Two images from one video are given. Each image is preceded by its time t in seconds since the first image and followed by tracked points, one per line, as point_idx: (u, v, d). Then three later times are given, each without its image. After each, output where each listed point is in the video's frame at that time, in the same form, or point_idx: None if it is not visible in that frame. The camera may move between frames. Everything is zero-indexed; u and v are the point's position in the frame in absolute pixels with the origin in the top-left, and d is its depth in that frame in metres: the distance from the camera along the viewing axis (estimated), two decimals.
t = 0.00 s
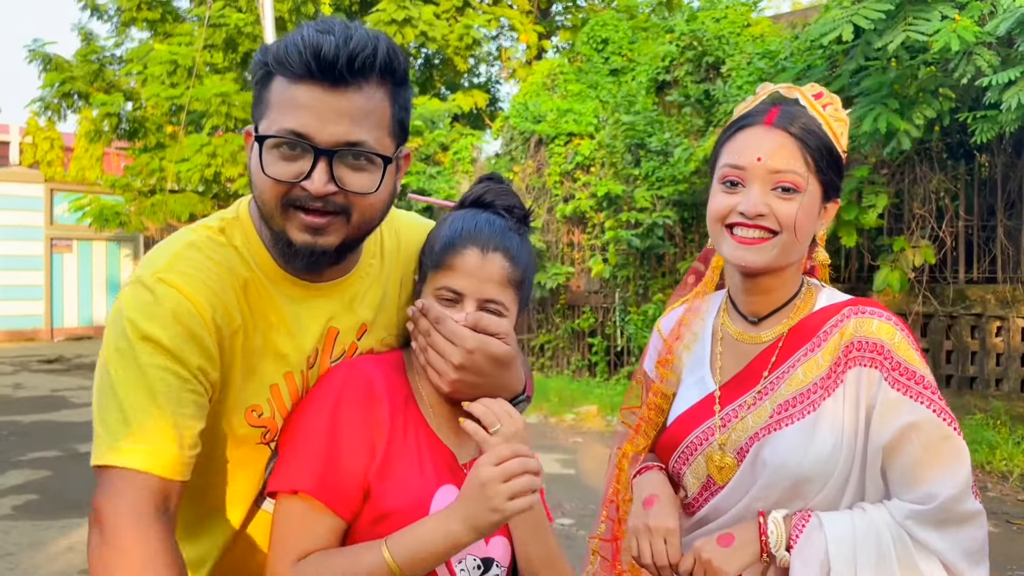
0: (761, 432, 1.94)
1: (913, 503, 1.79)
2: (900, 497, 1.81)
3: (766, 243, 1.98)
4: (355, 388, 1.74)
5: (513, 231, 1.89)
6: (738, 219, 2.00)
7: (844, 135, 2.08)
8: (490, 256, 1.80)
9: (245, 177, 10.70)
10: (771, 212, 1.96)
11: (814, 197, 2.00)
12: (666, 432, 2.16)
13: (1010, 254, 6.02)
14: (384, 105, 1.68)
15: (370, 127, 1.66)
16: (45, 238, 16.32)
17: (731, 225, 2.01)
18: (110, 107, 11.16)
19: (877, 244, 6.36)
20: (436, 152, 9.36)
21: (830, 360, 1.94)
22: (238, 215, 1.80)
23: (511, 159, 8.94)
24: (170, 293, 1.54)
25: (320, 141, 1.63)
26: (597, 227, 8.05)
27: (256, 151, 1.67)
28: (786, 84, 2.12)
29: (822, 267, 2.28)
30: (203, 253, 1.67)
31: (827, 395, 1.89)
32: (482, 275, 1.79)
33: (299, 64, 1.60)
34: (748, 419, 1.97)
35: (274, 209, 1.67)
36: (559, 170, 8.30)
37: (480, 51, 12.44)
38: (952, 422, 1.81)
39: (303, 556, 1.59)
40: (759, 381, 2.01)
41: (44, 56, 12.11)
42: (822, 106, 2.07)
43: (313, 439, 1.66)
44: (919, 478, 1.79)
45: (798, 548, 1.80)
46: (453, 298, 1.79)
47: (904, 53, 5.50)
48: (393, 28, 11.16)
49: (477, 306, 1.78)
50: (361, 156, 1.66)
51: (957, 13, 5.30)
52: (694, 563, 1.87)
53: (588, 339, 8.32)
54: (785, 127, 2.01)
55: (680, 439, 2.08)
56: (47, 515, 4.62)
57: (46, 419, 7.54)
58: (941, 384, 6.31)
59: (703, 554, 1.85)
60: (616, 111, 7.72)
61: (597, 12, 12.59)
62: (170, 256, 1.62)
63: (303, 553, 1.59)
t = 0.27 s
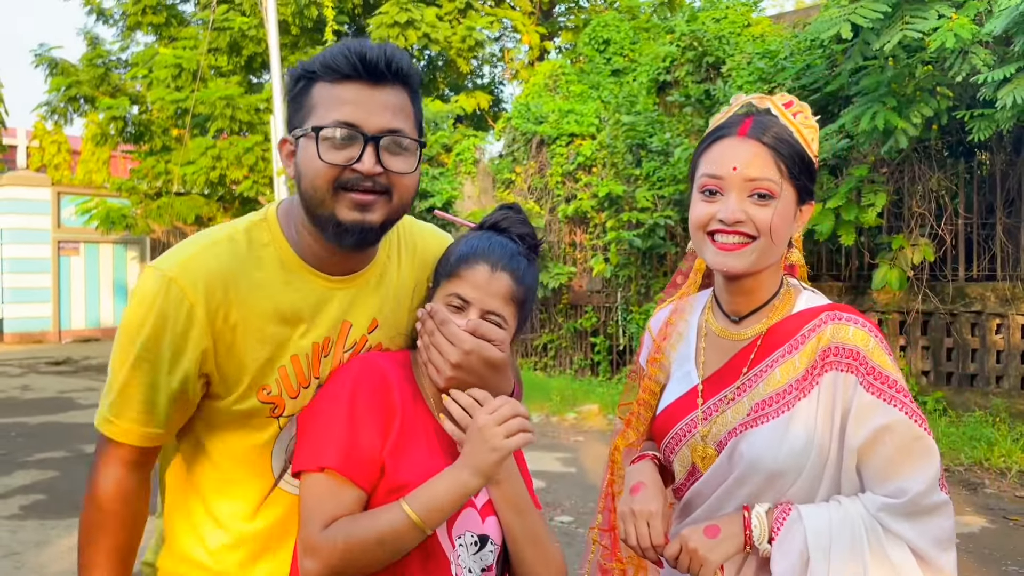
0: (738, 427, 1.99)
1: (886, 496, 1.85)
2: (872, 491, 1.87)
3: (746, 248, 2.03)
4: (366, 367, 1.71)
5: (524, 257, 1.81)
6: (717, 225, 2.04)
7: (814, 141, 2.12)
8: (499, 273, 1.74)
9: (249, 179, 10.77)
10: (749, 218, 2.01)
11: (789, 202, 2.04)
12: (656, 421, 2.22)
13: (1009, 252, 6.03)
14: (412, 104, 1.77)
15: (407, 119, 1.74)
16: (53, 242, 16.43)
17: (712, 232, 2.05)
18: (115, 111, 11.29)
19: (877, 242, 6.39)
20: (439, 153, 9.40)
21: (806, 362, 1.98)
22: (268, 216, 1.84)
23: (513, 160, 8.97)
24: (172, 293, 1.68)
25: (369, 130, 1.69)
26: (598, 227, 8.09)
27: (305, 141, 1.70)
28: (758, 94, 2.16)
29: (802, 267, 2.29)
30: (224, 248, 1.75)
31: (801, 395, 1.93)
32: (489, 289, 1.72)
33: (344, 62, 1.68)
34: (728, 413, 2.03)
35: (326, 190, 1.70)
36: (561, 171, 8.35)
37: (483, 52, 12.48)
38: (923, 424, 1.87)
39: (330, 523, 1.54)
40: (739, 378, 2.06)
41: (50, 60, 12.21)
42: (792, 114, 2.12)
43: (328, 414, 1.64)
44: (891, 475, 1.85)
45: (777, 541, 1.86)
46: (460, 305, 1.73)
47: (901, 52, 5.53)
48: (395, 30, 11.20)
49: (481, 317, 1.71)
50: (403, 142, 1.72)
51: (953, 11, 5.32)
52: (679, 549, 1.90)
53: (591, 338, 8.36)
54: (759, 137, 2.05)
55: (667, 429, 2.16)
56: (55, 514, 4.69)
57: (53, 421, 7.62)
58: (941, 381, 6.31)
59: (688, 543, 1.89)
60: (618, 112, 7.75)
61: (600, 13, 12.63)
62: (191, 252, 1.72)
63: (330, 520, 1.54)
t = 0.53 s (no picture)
0: (722, 413, 2.01)
1: (869, 485, 1.88)
2: (854, 481, 1.90)
3: (736, 244, 2.04)
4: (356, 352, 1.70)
5: (477, 228, 1.72)
6: (709, 224, 2.04)
7: (803, 141, 2.15)
8: (442, 243, 1.66)
9: (255, 180, 10.82)
10: (739, 216, 2.02)
11: (778, 200, 2.06)
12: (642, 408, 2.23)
13: (1013, 250, 6.00)
14: (365, 78, 1.91)
15: (365, 87, 1.88)
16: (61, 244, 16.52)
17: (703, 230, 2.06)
18: (123, 113, 11.27)
19: (880, 240, 6.38)
20: (444, 153, 9.41)
21: (793, 354, 2.00)
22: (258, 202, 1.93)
23: (517, 160, 9.00)
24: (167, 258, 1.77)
25: (341, 98, 1.82)
26: (602, 227, 8.11)
27: (285, 117, 1.82)
28: (748, 96, 2.20)
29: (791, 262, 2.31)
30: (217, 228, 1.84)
31: (785, 385, 1.96)
32: (438, 258, 1.65)
33: (310, 44, 1.84)
34: (712, 400, 2.04)
35: (310, 155, 1.80)
36: (565, 171, 8.37)
37: (487, 52, 12.50)
38: (906, 416, 1.90)
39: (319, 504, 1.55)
40: (725, 365, 2.07)
41: (57, 64, 12.29)
42: (781, 116, 2.17)
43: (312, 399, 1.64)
44: (873, 465, 1.88)
45: (764, 527, 1.87)
46: (414, 281, 1.66)
47: (903, 50, 5.53)
48: (400, 32, 11.23)
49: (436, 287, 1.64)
50: (367, 105, 1.85)
51: (954, 10, 5.32)
52: (668, 533, 1.88)
53: (595, 338, 8.37)
54: (749, 137, 2.07)
55: (652, 415, 2.16)
56: (61, 514, 4.73)
57: (61, 421, 7.69)
58: (945, 379, 6.27)
59: (679, 528, 1.87)
60: (621, 111, 7.75)
61: (604, 13, 12.63)
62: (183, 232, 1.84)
63: (321, 502, 1.54)
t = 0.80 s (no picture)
0: (692, 405, 2.04)
1: (840, 482, 1.92)
2: (825, 479, 1.95)
3: (711, 241, 2.09)
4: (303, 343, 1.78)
5: (438, 218, 1.77)
6: (685, 221, 2.09)
7: (779, 144, 2.20)
8: (398, 230, 1.72)
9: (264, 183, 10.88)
10: (715, 213, 2.07)
11: (754, 199, 2.11)
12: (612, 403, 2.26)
13: (1019, 248, 5.98)
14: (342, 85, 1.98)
15: (338, 90, 1.93)
16: (72, 247, 16.64)
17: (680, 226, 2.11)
18: (132, 117, 11.52)
19: (885, 240, 6.37)
20: (450, 155, 9.43)
21: (763, 350, 2.05)
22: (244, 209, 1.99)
23: (523, 161, 9.04)
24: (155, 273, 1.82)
25: (305, 100, 1.87)
26: (608, 227, 8.12)
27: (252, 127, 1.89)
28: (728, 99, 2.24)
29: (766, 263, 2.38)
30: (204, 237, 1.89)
31: (755, 380, 2.01)
32: (392, 245, 1.71)
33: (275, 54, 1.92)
34: (682, 393, 2.07)
35: (277, 156, 1.85)
36: (570, 172, 8.39)
37: (494, 54, 12.53)
38: (875, 413, 1.96)
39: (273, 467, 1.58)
40: (698, 360, 2.11)
41: (67, 68, 12.38)
42: (759, 119, 2.20)
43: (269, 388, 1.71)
44: (843, 462, 1.94)
45: (738, 522, 1.90)
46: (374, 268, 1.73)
47: (907, 49, 5.52)
48: (406, 34, 11.29)
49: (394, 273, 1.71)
50: (337, 106, 1.90)
51: (958, 8, 5.31)
52: (644, 530, 1.89)
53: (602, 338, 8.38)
54: (727, 137, 2.12)
55: (622, 408, 2.18)
56: (69, 514, 4.78)
57: (71, 422, 7.76)
58: (952, 378, 6.24)
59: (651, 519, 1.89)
60: (627, 111, 7.76)
61: (610, 13, 12.65)
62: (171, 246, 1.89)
63: (270, 466, 1.58)
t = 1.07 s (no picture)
0: (675, 404, 2.12)
1: (822, 488, 1.97)
2: (808, 484, 2.00)
3: (697, 242, 2.16)
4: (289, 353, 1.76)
5: (422, 217, 1.77)
6: (674, 221, 2.16)
7: (768, 149, 2.29)
8: (377, 236, 1.72)
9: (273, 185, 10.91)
10: (702, 214, 2.14)
11: (742, 202, 2.18)
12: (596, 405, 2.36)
13: None
14: (330, 95, 1.91)
15: (324, 102, 1.87)
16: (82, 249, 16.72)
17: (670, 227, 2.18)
18: (142, 120, 11.43)
19: (895, 240, 6.35)
20: (459, 156, 9.42)
21: (748, 353, 2.13)
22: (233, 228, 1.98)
23: (532, 162, 9.05)
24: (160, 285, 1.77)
25: (288, 113, 1.81)
26: (616, 228, 8.10)
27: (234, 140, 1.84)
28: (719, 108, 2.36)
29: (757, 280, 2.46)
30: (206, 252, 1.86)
31: (739, 382, 2.09)
32: (373, 249, 1.71)
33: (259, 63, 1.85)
34: (666, 394, 2.16)
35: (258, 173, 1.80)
36: (579, 173, 8.38)
37: (502, 55, 12.53)
38: (858, 419, 2.02)
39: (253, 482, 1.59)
40: (682, 363, 2.20)
41: (77, 72, 12.43)
42: (749, 126, 2.30)
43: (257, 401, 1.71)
44: (826, 467, 1.99)
45: (719, 526, 1.96)
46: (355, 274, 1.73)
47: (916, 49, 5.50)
48: (414, 36, 11.31)
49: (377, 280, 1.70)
50: (322, 119, 1.84)
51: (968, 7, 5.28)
52: (624, 530, 1.97)
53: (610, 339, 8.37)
54: (716, 140, 2.21)
55: (605, 411, 2.28)
56: (81, 516, 4.82)
57: (83, 425, 7.80)
58: (963, 379, 6.20)
59: (630, 518, 1.97)
60: (635, 113, 7.75)
61: (618, 14, 12.63)
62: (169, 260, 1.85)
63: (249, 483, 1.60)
